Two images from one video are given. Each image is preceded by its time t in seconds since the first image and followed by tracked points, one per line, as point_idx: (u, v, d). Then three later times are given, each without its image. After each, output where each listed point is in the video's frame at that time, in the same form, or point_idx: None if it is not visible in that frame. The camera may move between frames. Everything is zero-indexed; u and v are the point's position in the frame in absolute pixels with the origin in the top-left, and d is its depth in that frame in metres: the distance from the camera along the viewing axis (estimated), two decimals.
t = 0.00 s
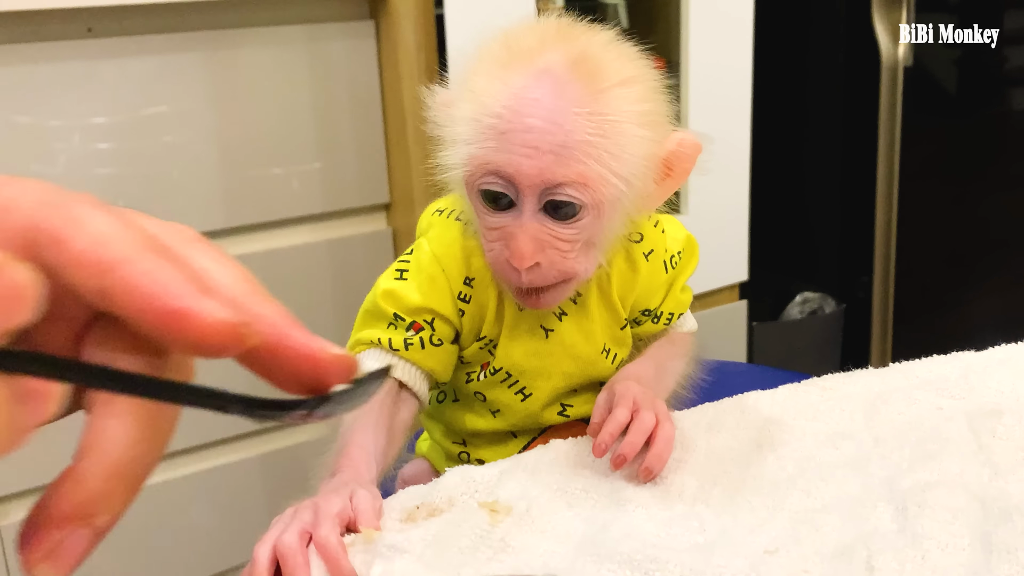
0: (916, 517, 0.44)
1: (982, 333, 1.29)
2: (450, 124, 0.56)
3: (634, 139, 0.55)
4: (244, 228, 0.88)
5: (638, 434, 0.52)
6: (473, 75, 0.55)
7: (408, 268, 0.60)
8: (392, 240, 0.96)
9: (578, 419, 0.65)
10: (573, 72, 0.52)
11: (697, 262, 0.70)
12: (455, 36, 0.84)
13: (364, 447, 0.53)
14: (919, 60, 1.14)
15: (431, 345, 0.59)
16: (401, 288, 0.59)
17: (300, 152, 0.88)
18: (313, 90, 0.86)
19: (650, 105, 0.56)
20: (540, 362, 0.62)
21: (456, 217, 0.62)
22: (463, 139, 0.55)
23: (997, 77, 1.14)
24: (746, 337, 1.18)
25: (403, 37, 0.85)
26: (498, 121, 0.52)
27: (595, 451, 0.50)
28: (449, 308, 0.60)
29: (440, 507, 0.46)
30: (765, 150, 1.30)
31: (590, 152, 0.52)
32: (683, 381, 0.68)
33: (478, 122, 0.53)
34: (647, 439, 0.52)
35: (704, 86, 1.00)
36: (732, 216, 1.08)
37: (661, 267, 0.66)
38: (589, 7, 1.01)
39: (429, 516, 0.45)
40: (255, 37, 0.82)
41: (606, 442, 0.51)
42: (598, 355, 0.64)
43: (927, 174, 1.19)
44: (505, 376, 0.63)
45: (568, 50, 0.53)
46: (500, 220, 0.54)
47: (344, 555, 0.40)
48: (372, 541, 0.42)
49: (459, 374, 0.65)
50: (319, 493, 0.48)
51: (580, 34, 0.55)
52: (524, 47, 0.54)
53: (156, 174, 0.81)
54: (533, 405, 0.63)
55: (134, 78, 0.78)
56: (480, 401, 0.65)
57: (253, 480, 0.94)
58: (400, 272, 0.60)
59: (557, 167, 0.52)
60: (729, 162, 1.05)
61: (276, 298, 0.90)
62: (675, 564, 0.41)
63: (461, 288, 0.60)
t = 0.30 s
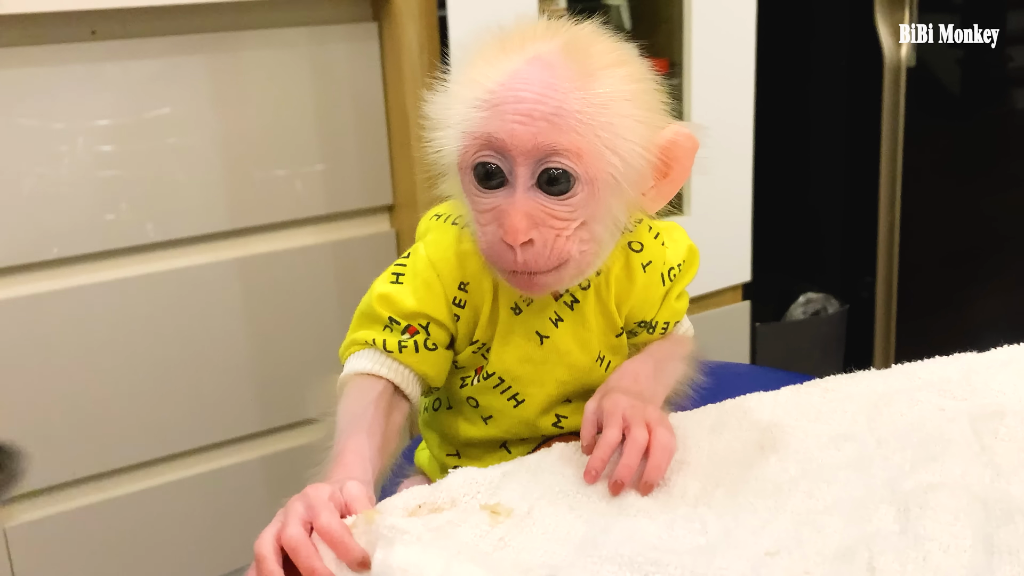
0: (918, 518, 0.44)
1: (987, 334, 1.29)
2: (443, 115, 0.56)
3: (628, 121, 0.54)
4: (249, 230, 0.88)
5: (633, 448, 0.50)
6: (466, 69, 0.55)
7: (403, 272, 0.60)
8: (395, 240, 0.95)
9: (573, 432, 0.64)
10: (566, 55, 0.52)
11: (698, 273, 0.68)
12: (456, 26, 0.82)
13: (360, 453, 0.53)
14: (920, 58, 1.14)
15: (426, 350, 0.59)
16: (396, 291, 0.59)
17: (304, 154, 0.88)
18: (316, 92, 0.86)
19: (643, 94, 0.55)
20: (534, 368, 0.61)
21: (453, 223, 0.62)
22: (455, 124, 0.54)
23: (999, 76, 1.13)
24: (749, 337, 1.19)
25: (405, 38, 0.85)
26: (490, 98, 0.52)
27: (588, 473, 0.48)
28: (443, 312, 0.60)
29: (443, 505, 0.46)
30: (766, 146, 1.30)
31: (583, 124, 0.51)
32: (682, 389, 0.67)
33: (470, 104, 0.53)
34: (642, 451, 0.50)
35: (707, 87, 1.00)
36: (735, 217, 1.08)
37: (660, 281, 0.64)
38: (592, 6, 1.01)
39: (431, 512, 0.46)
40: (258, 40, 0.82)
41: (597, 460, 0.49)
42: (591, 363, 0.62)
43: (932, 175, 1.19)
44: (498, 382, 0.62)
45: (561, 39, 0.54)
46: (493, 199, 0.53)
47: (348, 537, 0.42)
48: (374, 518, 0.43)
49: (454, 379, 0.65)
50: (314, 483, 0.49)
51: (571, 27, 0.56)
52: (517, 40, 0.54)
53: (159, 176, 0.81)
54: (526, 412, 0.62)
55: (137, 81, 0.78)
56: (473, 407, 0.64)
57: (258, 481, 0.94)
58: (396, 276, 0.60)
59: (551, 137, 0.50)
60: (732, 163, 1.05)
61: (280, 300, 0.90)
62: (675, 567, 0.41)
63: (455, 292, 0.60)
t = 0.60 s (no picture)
0: (921, 520, 0.44)
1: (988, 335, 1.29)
2: (435, 111, 0.56)
3: (625, 111, 0.54)
4: (252, 230, 0.88)
5: (664, 460, 0.49)
6: (458, 65, 0.55)
7: (399, 279, 0.60)
8: (398, 241, 0.95)
9: (570, 437, 0.64)
10: (560, 46, 0.53)
11: (692, 278, 0.68)
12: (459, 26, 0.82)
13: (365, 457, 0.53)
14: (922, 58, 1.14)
15: (424, 355, 0.59)
16: (393, 298, 0.59)
17: (306, 154, 0.88)
18: (320, 93, 0.86)
19: (638, 87, 0.56)
20: (531, 371, 0.61)
21: (449, 226, 0.62)
22: (449, 117, 0.54)
23: (1003, 76, 1.14)
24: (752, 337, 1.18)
25: (408, 39, 0.85)
26: (486, 86, 0.52)
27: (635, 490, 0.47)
28: (440, 317, 0.60)
29: (444, 503, 0.46)
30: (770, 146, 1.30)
31: (581, 110, 0.51)
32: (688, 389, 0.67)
33: (466, 95, 0.53)
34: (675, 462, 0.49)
35: (709, 87, 1.00)
36: (737, 217, 1.08)
37: (655, 281, 0.64)
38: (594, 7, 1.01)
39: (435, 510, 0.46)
40: (261, 41, 0.82)
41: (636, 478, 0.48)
42: (588, 366, 0.62)
43: (933, 175, 1.19)
44: (494, 385, 0.62)
45: (553, 33, 0.54)
46: (492, 186, 0.52)
47: (349, 530, 0.42)
48: (375, 513, 0.43)
49: (452, 383, 0.65)
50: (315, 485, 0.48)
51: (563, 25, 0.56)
52: (510, 35, 0.55)
53: (161, 177, 0.81)
54: (523, 415, 0.62)
55: (140, 82, 0.78)
56: (469, 411, 0.64)
57: (261, 482, 0.94)
58: (392, 283, 0.60)
59: (551, 121, 0.51)
60: (735, 163, 1.05)
61: (283, 300, 0.90)
62: (677, 566, 0.41)
63: (451, 297, 0.60)
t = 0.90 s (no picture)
0: (923, 521, 0.44)
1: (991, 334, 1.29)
2: (439, 110, 0.55)
3: (629, 107, 0.54)
4: (255, 230, 0.88)
5: (775, 472, 0.48)
6: (459, 63, 0.55)
7: (401, 281, 0.60)
8: (400, 241, 0.95)
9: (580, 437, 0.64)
10: (563, 44, 0.53)
11: (697, 269, 0.67)
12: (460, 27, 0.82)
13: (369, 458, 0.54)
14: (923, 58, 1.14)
15: (429, 357, 0.59)
16: (395, 301, 0.59)
17: (307, 154, 0.88)
18: (321, 92, 0.86)
19: (641, 83, 0.56)
20: (537, 369, 0.61)
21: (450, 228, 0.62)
22: (454, 115, 0.54)
23: (1003, 76, 1.14)
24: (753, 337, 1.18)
25: (410, 38, 0.85)
26: (492, 85, 0.52)
27: (763, 506, 0.46)
28: (444, 318, 0.60)
29: (447, 504, 0.46)
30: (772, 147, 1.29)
31: (588, 106, 0.52)
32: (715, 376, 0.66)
33: (470, 93, 0.53)
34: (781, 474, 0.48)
35: (710, 87, 1.00)
36: (738, 217, 1.08)
37: (661, 273, 0.64)
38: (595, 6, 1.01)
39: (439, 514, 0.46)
40: (263, 41, 0.82)
41: (755, 492, 0.47)
42: (595, 361, 0.62)
43: (934, 175, 1.20)
44: (501, 384, 0.62)
45: (555, 30, 0.54)
46: (500, 184, 0.52)
47: (351, 530, 0.42)
48: (378, 516, 0.43)
49: (459, 384, 0.64)
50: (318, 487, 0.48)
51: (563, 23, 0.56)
52: (512, 32, 0.55)
53: (162, 177, 0.81)
54: (531, 413, 0.62)
55: (141, 82, 0.78)
56: (477, 411, 0.64)
57: (263, 482, 0.94)
58: (394, 285, 0.60)
59: (559, 118, 0.51)
60: (736, 163, 1.05)
61: (285, 300, 0.90)
62: (679, 567, 0.41)
63: (455, 298, 0.60)
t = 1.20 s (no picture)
0: (924, 522, 0.44)
1: (993, 335, 1.30)
2: (440, 116, 0.55)
3: (630, 107, 0.54)
4: (256, 231, 0.88)
5: (775, 472, 0.48)
6: (457, 68, 0.55)
7: (407, 286, 0.61)
8: (400, 241, 0.95)
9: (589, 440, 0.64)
10: (561, 46, 0.53)
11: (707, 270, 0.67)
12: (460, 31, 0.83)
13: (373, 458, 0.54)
14: (925, 57, 1.13)
15: (435, 361, 0.59)
16: (401, 306, 0.59)
17: (308, 155, 0.88)
18: (322, 93, 0.86)
19: (640, 82, 0.56)
20: (545, 373, 0.61)
21: (455, 233, 0.62)
22: (454, 121, 0.54)
23: (1004, 76, 1.14)
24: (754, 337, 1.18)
25: (410, 39, 0.85)
26: (491, 90, 0.51)
27: (762, 506, 0.46)
28: (450, 323, 0.60)
29: (450, 509, 0.46)
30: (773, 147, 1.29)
31: (587, 107, 0.52)
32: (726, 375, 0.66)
33: (469, 98, 0.52)
34: (780, 474, 0.48)
35: (710, 87, 1.00)
36: (738, 217, 1.08)
37: (668, 276, 0.64)
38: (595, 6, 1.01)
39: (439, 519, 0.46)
40: (263, 41, 0.82)
41: (754, 493, 0.47)
42: (602, 364, 0.62)
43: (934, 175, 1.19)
44: (509, 388, 0.62)
45: (552, 32, 0.54)
46: (503, 189, 0.52)
47: (324, 531, 0.42)
48: (382, 534, 0.43)
49: (466, 388, 0.65)
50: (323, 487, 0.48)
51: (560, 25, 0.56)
52: (509, 36, 0.55)
53: (162, 178, 0.81)
54: (539, 416, 0.62)
55: (141, 83, 0.78)
56: (485, 415, 0.64)
57: (264, 482, 0.94)
58: (400, 290, 0.61)
59: (559, 121, 0.51)
60: (736, 163, 1.05)
61: (286, 301, 0.90)
62: (681, 569, 0.41)
63: (460, 303, 0.60)
